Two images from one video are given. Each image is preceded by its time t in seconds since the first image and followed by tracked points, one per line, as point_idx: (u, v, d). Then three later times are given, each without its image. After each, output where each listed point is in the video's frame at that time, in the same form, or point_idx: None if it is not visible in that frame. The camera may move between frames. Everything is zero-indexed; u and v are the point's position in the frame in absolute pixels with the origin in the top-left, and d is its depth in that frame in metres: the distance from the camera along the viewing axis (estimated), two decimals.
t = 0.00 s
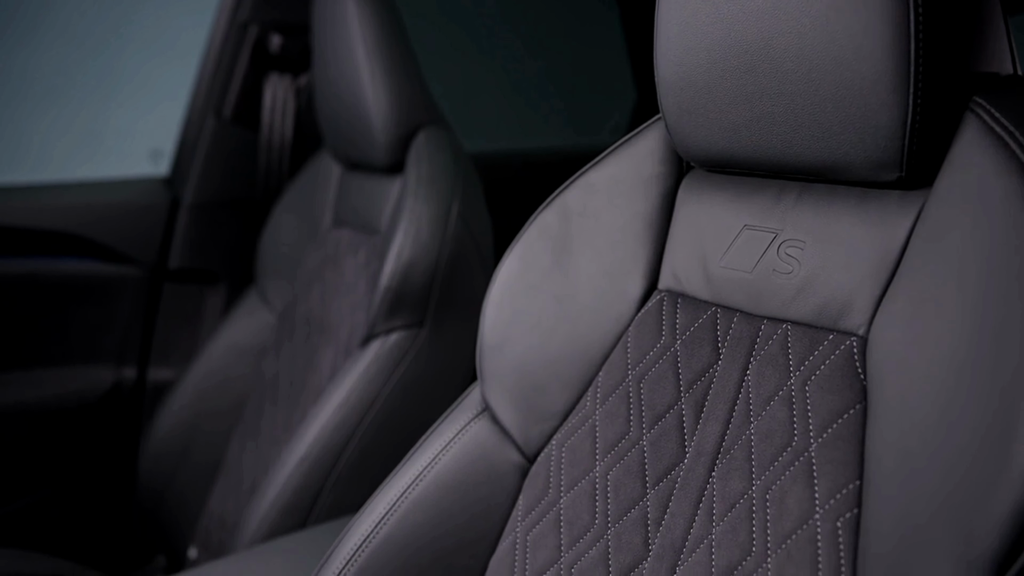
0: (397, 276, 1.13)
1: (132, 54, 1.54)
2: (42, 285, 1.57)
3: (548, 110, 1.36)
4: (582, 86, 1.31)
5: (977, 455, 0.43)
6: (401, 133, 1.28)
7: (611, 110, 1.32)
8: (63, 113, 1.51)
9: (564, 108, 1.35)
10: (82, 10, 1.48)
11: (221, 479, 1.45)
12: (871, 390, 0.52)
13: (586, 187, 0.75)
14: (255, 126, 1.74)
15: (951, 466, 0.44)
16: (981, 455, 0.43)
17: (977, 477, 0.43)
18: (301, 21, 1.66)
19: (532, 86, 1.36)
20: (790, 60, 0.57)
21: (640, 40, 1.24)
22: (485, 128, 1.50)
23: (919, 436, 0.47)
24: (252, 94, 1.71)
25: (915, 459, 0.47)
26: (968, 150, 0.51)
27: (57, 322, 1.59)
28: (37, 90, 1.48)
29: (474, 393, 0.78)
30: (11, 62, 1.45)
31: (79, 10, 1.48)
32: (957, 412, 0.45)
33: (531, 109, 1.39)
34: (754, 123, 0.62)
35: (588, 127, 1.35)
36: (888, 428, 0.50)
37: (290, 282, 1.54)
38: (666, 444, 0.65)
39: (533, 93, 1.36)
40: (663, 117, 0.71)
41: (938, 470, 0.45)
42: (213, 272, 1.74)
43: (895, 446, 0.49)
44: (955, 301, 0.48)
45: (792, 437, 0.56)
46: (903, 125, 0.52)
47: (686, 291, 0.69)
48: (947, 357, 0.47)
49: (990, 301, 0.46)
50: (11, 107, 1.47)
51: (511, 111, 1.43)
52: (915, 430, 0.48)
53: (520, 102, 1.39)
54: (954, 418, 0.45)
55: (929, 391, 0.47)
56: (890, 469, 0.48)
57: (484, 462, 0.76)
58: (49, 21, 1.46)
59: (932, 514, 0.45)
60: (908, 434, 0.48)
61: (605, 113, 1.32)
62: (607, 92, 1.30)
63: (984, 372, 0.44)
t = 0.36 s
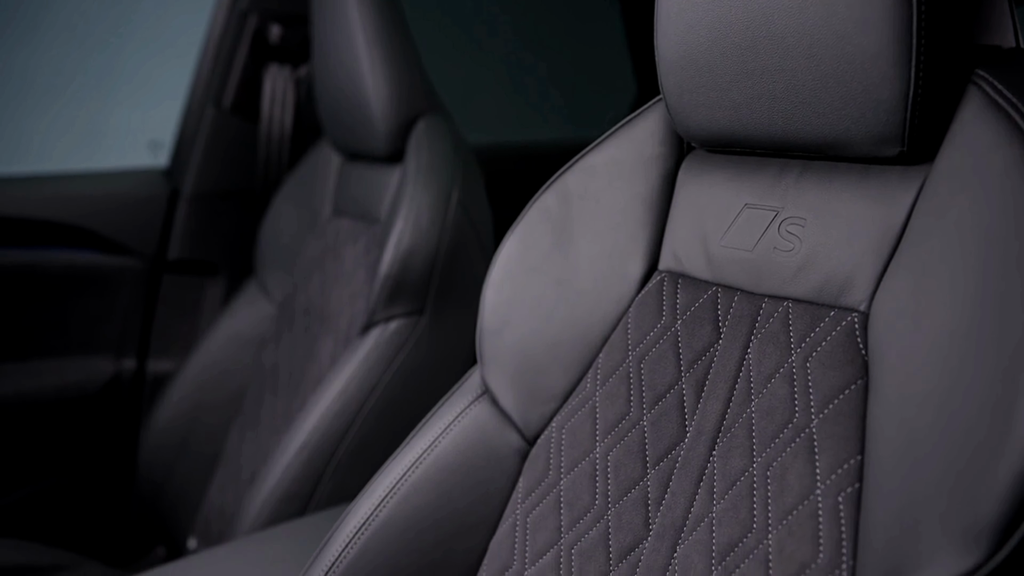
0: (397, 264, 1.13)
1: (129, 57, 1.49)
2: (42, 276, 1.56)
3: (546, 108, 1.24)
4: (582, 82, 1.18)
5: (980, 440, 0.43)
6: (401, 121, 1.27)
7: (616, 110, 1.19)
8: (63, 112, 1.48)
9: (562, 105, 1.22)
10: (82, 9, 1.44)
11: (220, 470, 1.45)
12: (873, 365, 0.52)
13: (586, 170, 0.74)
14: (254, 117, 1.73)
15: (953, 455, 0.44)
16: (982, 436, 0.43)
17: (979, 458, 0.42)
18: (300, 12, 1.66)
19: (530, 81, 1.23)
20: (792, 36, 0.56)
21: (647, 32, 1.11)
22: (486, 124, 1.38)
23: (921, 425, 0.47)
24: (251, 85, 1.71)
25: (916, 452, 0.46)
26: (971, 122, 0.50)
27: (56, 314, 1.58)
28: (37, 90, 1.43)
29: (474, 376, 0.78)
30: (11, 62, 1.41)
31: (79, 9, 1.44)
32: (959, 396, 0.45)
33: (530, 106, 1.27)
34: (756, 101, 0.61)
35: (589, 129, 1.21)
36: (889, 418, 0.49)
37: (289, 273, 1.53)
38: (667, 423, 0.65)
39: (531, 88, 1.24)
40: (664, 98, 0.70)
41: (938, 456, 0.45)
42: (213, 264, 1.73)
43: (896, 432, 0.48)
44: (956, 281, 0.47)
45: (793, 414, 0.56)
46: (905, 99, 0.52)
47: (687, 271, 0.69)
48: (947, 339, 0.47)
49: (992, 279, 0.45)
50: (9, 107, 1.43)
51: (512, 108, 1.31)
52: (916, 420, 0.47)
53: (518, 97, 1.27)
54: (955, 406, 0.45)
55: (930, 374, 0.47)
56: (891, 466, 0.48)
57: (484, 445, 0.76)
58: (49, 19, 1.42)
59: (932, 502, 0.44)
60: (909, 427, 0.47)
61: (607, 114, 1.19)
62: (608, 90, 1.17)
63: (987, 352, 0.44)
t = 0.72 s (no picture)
0: (397, 253, 1.12)
1: (129, 56, 1.49)
2: (42, 267, 1.56)
3: (546, 107, 1.23)
4: (582, 79, 1.17)
5: (979, 416, 0.42)
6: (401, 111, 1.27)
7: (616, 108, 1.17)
8: (63, 111, 1.48)
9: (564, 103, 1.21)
10: (83, 9, 1.45)
11: (220, 461, 1.44)
12: (875, 340, 0.52)
13: (585, 152, 0.74)
14: (254, 108, 1.73)
15: (953, 432, 0.43)
16: (982, 407, 0.42)
17: (977, 429, 0.42)
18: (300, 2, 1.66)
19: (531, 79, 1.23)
20: (793, 12, 0.56)
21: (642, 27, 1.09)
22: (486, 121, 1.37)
23: (921, 405, 0.46)
24: (251, 76, 1.71)
25: (917, 434, 0.46)
26: (973, 95, 0.50)
27: (56, 305, 1.58)
28: (38, 88, 1.43)
29: (473, 360, 0.78)
30: (11, 62, 1.41)
31: (80, 9, 1.44)
32: (960, 375, 0.44)
33: (530, 105, 1.26)
34: (757, 79, 0.61)
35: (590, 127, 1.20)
36: (890, 399, 0.49)
37: (289, 264, 1.53)
38: (668, 403, 0.64)
39: (533, 87, 1.23)
40: (665, 79, 0.70)
41: (938, 432, 0.44)
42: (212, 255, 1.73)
43: (897, 405, 0.48)
44: (955, 258, 0.47)
45: (794, 391, 0.56)
46: (907, 74, 0.52)
47: (687, 252, 0.69)
48: (946, 316, 0.46)
49: (991, 255, 0.45)
50: (12, 104, 1.43)
51: (512, 109, 1.30)
52: (917, 401, 0.47)
53: (519, 97, 1.26)
54: (958, 387, 0.44)
55: (929, 351, 0.47)
56: (893, 459, 0.47)
57: (484, 428, 0.75)
58: (49, 20, 1.43)
59: (931, 478, 0.44)
60: (910, 410, 0.47)
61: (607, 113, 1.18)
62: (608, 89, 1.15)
63: (988, 327, 0.44)
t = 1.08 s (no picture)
0: (396, 240, 1.12)
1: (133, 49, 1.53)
2: (43, 257, 1.56)
3: (547, 105, 1.23)
4: (583, 79, 1.17)
5: (979, 387, 0.42)
6: (401, 100, 1.26)
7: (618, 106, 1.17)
8: (63, 111, 1.52)
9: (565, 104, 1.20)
10: (85, 10, 1.48)
11: (219, 452, 1.44)
12: (876, 315, 0.52)
13: (586, 135, 0.74)
14: (253, 99, 1.72)
15: (955, 404, 0.43)
16: (983, 377, 0.42)
17: (979, 399, 0.42)
18: None
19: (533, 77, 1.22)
20: None
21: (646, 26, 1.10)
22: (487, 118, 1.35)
23: (922, 379, 0.46)
24: (250, 66, 1.71)
25: (918, 410, 0.45)
26: (974, 68, 0.50)
27: (56, 297, 1.58)
28: (39, 87, 1.47)
29: (473, 343, 0.77)
30: (11, 62, 1.44)
31: (82, 9, 1.48)
32: (962, 349, 0.44)
33: (531, 103, 1.25)
34: (757, 57, 0.61)
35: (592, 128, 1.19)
36: (891, 374, 0.49)
37: (289, 254, 1.52)
38: (668, 382, 0.64)
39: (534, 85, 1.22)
40: (665, 60, 0.70)
41: (939, 405, 0.44)
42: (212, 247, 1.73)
43: (899, 379, 0.48)
44: (955, 234, 0.47)
45: (795, 367, 0.56)
46: (908, 48, 0.52)
47: (688, 232, 0.68)
48: (946, 290, 0.46)
49: (991, 228, 0.45)
50: (13, 101, 1.46)
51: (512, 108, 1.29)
52: (918, 377, 0.46)
53: (519, 95, 1.25)
54: (960, 362, 0.44)
55: (930, 326, 0.47)
56: (895, 430, 0.47)
57: (484, 409, 0.75)
58: (49, 19, 1.46)
59: (932, 450, 0.43)
60: (911, 387, 0.47)
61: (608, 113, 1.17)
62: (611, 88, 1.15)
63: (989, 300, 0.43)
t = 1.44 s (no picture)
0: (396, 227, 1.12)
1: (136, 46, 1.53)
2: (42, 250, 1.55)
3: (554, 108, 1.16)
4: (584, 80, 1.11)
5: (981, 357, 0.42)
6: (400, 89, 1.26)
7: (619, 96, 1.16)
8: (63, 110, 1.53)
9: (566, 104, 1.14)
10: (86, 8, 1.48)
11: (218, 442, 1.44)
12: (878, 289, 0.52)
13: (586, 117, 0.74)
14: (252, 90, 1.72)
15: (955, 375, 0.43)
16: (984, 347, 0.42)
17: (980, 369, 0.42)
18: None
19: (534, 78, 1.15)
20: None
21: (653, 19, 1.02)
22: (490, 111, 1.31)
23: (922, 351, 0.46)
24: (249, 57, 1.70)
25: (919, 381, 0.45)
26: (977, 39, 0.49)
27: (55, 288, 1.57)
28: (40, 86, 1.47)
29: (473, 326, 0.77)
30: (12, 61, 1.44)
31: (83, 7, 1.48)
32: (963, 320, 0.44)
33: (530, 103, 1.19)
34: (758, 34, 0.61)
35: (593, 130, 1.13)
36: (892, 347, 0.48)
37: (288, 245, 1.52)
38: (668, 361, 0.64)
39: (535, 86, 1.16)
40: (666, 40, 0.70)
41: (940, 375, 0.44)
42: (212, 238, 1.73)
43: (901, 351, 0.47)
44: (955, 206, 0.47)
45: (796, 343, 0.55)
46: (910, 21, 0.51)
47: (689, 212, 0.68)
48: (946, 262, 0.46)
49: (991, 198, 0.45)
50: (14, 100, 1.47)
51: (515, 112, 1.23)
52: (919, 348, 0.46)
53: (519, 96, 1.19)
54: (962, 333, 0.44)
55: (929, 297, 0.47)
56: (895, 401, 0.47)
57: (484, 391, 0.75)
58: (49, 17, 1.46)
59: (932, 420, 0.43)
60: (912, 359, 0.46)
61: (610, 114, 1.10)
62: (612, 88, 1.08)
63: (991, 272, 0.43)
